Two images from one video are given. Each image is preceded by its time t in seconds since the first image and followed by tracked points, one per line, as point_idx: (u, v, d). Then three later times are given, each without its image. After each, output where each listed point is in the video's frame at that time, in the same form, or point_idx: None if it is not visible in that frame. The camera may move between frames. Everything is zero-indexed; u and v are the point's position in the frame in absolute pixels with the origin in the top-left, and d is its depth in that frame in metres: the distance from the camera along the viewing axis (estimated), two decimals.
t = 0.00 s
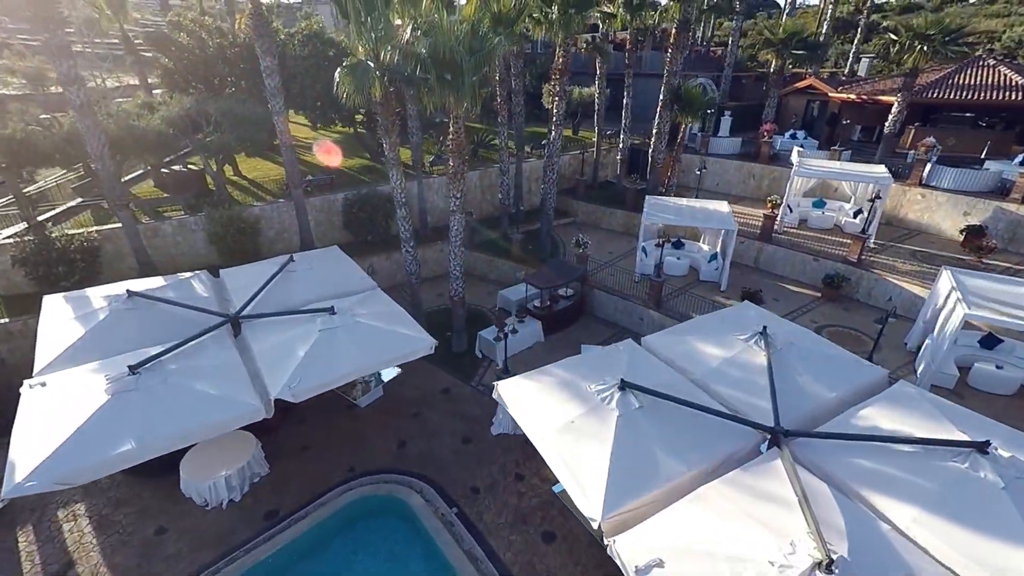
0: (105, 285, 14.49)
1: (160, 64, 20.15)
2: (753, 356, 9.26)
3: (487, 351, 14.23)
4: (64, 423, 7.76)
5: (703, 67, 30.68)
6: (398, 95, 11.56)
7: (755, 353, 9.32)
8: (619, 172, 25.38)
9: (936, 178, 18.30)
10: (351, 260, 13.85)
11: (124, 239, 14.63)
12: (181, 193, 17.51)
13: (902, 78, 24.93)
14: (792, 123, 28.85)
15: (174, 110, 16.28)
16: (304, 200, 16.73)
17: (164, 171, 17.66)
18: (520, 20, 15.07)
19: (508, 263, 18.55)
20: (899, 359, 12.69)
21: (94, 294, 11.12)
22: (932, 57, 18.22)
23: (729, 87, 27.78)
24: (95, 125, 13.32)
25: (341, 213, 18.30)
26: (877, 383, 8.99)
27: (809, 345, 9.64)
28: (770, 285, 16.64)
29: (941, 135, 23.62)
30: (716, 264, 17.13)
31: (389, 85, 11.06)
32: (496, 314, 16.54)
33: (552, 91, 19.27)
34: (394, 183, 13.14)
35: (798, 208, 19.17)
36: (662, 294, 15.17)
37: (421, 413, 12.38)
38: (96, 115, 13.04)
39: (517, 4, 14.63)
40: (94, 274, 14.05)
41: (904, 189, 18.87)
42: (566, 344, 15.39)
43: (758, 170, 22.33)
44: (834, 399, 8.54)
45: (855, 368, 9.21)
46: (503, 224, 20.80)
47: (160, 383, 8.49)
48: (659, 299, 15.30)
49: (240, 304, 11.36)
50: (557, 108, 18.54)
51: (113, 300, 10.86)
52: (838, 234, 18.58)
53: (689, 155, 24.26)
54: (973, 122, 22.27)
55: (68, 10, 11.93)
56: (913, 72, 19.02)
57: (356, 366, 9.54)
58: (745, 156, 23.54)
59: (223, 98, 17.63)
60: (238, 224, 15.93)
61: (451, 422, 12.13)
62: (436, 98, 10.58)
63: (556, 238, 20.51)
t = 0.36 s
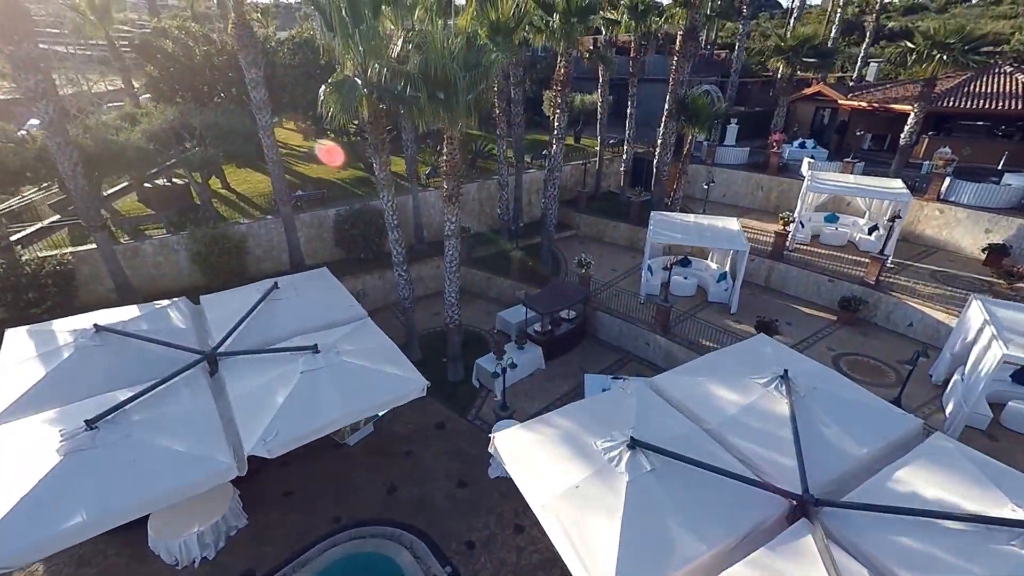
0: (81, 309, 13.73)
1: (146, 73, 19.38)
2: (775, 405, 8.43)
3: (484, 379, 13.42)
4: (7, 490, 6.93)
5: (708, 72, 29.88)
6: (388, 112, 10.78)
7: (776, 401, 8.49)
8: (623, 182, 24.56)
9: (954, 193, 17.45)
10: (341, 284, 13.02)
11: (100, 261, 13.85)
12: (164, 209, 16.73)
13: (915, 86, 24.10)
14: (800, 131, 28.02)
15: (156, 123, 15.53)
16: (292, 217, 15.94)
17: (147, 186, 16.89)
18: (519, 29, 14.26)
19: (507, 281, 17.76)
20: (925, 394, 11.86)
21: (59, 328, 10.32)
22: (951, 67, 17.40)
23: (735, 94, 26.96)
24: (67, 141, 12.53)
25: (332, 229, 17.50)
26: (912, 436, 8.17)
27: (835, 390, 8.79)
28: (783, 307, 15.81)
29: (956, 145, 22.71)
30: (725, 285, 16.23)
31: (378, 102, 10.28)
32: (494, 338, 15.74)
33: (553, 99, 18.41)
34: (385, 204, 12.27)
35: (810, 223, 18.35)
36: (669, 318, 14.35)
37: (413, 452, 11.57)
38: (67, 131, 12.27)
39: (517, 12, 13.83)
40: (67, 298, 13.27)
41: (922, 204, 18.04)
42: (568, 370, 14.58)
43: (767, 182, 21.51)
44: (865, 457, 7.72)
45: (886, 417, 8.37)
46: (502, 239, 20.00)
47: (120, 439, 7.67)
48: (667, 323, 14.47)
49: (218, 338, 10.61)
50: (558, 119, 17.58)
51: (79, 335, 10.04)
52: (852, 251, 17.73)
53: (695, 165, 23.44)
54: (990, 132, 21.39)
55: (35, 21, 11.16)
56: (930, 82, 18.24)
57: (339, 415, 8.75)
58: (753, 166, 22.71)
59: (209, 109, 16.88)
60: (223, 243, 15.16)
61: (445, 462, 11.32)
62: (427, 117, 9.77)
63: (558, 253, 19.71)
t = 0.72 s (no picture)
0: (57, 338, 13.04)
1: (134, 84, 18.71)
2: (804, 465, 7.56)
3: (481, 411, 12.54)
4: None
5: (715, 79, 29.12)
6: (377, 135, 10.01)
7: (805, 461, 7.62)
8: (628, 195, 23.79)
9: (977, 212, 16.53)
10: (330, 312, 12.25)
11: (77, 287, 13.13)
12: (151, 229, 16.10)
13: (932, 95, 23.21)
14: (811, 139, 27.15)
15: (139, 139, 14.82)
16: (282, 238, 15.18)
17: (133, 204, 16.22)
18: (520, 40, 13.57)
19: (508, 302, 16.98)
20: (959, 437, 10.96)
21: (23, 369, 9.58)
22: (976, 78, 16.48)
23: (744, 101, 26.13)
24: (39, 162, 11.81)
25: (325, 247, 16.77)
26: (959, 503, 7.28)
27: (869, 445, 7.93)
28: (799, 333, 14.93)
29: (975, 157, 21.85)
30: (737, 308, 15.36)
31: (367, 124, 9.54)
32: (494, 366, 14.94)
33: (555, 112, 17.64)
34: (375, 229, 11.47)
35: (826, 241, 17.51)
36: (679, 347, 13.48)
37: (405, 497, 10.77)
38: (38, 152, 11.54)
39: (519, 24, 13.06)
40: (42, 327, 12.56)
41: (946, 222, 17.06)
42: (571, 401, 13.78)
43: (778, 195, 20.70)
44: (908, 531, 6.85)
45: (930, 481, 7.48)
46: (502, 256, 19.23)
47: (74, 507, 6.88)
48: (677, 352, 13.62)
49: (195, 378, 9.87)
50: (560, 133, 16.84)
51: (43, 376, 9.25)
52: (870, 271, 16.87)
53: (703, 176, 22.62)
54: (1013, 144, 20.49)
55: (3, 37, 10.50)
56: (953, 93, 17.31)
57: (321, 473, 7.96)
58: (763, 179, 21.81)
59: (196, 123, 16.16)
60: (209, 266, 14.44)
61: (439, 510, 10.50)
62: (418, 143, 8.97)
63: (560, 271, 18.94)
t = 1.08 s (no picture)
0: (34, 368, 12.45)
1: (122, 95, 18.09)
2: (836, 541, 6.74)
3: (481, 450, 11.72)
4: None
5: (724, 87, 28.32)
6: (366, 162, 9.25)
7: (838, 536, 6.80)
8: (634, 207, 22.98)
9: (1008, 233, 15.55)
10: (320, 345, 11.52)
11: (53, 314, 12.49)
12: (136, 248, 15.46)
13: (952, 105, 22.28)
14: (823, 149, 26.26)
15: (122, 157, 14.16)
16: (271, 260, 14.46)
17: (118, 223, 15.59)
18: (521, 52, 12.82)
19: (509, 325, 16.19)
20: (997, 488, 10.07)
21: None
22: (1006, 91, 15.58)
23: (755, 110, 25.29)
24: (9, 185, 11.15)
25: (317, 267, 16.02)
26: None
27: (910, 517, 7.08)
28: (816, 362, 14.07)
29: (998, 170, 20.88)
30: (751, 335, 14.51)
31: (353, 152, 8.78)
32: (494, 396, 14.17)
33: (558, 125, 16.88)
34: (365, 259, 10.74)
35: (844, 261, 16.64)
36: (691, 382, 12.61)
37: (395, 550, 10.00)
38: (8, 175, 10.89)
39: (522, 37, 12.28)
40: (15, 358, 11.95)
41: (973, 243, 16.11)
42: (575, 437, 12.96)
43: (791, 210, 19.84)
44: None
45: (982, 562, 6.60)
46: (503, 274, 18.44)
47: None
48: (688, 385, 12.78)
49: (169, 425, 9.17)
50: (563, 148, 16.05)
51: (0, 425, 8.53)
52: (891, 294, 15.98)
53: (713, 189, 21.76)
54: None
55: None
56: (979, 107, 16.39)
57: (298, 544, 7.21)
58: (776, 192, 20.86)
59: (183, 138, 15.47)
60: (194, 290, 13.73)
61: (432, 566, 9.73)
62: (408, 175, 8.21)
63: (564, 291, 18.14)
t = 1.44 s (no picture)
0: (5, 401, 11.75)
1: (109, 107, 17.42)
2: None
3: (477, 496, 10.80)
4: None
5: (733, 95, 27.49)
6: (352, 192, 8.47)
7: None
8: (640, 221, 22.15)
9: None
10: (306, 382, 10.78)
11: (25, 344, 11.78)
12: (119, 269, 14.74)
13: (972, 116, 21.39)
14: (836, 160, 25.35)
15: (102, 175, 13.45)
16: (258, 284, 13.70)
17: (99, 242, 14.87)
18: (522, 67, 12.06)
19: (509, 351, 15.38)
20: None
21: None
22: None
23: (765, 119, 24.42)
24: None
25: (308, 289, 15.26)
26: None
27: None
28: (836, 396, 13.20)
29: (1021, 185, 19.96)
30: (766, 365, 13.64)
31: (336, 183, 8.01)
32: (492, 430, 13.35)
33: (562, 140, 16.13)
34: (354, 292, 9.96)
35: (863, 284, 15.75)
36: (703, 421, 11.74)
37: None
38: None
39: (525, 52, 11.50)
40: None
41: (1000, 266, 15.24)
42: (578, 477, 12.16)
43: (805, 227, 18.97)
44: None
45: None
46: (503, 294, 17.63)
47: None
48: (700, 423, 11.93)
49: (135, 480, 8.37)
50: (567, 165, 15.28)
51: None
52: (914, 320, 15.08)
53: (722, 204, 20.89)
54: None
55: None
56: (1007, 122, 15.53)
57: None
58: (789, 207, 19.95)
59: (168, 154, 14.75)
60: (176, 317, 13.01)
61: None
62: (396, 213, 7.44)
63: (567, 312, 17.32)
